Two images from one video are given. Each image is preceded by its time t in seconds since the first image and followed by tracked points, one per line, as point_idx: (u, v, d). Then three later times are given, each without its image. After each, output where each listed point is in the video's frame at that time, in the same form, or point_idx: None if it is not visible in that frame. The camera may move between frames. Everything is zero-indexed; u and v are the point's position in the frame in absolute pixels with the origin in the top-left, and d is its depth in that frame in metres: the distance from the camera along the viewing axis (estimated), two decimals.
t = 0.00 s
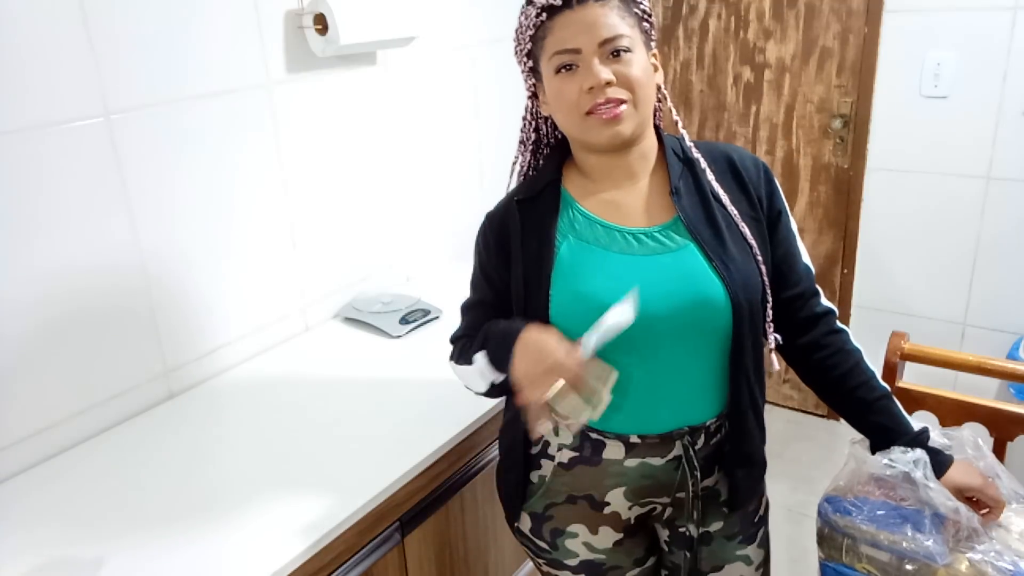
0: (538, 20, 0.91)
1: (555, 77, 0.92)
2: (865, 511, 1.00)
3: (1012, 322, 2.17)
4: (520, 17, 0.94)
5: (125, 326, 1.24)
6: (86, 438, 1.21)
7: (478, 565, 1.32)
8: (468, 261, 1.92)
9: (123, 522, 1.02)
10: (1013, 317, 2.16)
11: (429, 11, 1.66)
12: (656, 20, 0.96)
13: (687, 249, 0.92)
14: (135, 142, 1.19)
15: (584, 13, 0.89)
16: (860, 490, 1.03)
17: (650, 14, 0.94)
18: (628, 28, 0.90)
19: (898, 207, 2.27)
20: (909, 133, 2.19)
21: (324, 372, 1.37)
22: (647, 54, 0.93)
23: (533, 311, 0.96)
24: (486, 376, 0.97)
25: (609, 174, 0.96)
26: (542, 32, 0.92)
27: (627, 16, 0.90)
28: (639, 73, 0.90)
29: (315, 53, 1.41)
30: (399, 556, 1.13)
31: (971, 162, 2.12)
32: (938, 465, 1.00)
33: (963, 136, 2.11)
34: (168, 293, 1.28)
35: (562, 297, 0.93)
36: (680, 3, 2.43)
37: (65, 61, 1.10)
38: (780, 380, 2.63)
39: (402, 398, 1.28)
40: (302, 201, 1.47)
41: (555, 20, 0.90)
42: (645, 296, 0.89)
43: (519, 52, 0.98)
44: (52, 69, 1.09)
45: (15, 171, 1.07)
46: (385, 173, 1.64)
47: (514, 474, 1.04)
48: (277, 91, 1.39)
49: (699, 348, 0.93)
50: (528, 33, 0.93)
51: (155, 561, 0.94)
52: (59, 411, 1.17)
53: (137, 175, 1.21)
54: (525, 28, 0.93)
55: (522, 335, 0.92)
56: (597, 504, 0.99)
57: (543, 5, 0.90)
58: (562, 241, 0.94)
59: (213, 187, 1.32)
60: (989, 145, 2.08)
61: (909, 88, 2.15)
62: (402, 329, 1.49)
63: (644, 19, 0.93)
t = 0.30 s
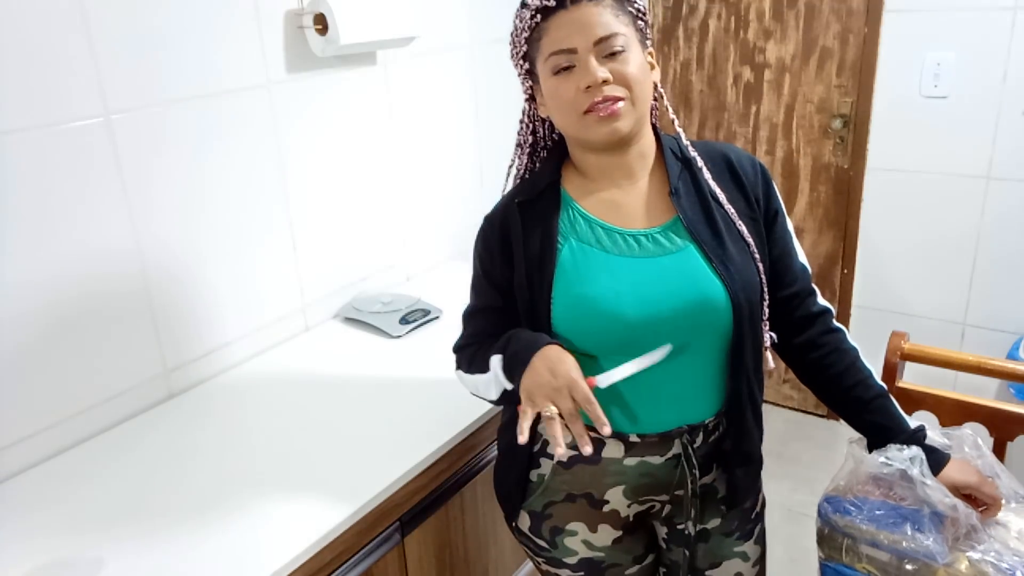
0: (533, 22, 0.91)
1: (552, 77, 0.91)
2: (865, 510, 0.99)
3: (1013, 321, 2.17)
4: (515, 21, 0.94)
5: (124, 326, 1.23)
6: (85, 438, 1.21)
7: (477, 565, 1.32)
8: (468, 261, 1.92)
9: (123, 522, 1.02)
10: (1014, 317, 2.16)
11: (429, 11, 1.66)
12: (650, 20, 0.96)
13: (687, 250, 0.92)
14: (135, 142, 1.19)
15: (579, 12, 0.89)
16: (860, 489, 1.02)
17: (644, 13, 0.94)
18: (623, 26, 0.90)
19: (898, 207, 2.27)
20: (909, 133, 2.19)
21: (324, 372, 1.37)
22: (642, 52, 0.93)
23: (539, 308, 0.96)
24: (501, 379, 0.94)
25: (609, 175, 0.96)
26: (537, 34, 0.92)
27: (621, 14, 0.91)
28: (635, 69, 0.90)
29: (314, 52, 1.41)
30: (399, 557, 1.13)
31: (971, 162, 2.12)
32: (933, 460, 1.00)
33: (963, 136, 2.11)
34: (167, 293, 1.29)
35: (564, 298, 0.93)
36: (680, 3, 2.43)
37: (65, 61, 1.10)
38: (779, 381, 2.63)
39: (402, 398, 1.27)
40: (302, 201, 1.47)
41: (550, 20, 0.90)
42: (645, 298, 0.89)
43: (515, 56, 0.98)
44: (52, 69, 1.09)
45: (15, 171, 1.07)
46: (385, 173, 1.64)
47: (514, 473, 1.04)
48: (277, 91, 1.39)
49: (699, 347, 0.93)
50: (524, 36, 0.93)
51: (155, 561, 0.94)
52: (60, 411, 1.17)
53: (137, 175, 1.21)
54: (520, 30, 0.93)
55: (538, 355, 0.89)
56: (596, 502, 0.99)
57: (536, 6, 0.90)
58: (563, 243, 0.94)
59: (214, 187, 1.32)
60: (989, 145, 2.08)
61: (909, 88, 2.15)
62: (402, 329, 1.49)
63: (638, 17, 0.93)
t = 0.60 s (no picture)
0: (535, 23, 0.90)
1: (555, 80, 0.91)
2: (865, 510, 0.99)
3: (1013, 321, 2.17)
4: (515, 20, 0.93)
5: (124, 325, 1.23)
6: (85, 438, 1.21)
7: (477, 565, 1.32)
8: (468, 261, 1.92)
9: (123, 522, 1.02)
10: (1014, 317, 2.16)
11: (429, 11, 1.66)
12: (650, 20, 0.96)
13: (684, 251, 0.92)
14: (135, 142, 1.19)
15: (583, 15, 0.88)
16: (859, 489, 1.02)
17: (645, 13, 0.94)
18: (626, 29, 0.90)
19: (898, 207, 2.27)
20: (909, 133, 2.19)
21: (324, 372, 1.37)
22: (644, 54, 0.93)
23: (536, 307, 0.96)
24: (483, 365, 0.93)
25: (607, 176, 0.96)
26: (539, 35, 0.91)
27: (623, 16, 0.90)
28: (638, 73, 0.90)
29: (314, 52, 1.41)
30: (399, 557, 1.13)
31: (971, 162, 2.12)
32: (932, 461, 1.00)
33: (963, 136, 2.11)
34: (167, 293, 1.28)
35: (562, 298, 0.93)
36: (680, 3, 2.43)
37: (65, 61, 1.10)
38: (780, 381, 2.63)
39: (402, 398, 1.27)
40: (302, 201, 1.47)
41: (553, 23, 0.89)
42: (643, 299, 0.89)
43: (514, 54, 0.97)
44: (52, 69, 1.09)
45: (15, 171, 1.07)
46: (385, 173, 1.64)
47: (513, 472, 1.03)
48: (276, 91, 1.39)
49: (697, 347, 0.93)
50: (525, 36, 0.92)
51: (155, 560, 0.94)
52: (60, 411, 1.17)
53: (137, 175, 1.21)
54: (521, 30, 0.92)
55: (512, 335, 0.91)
56: (595, 500, 0.99)
57: (539, 7, 0.89)
58: (560, 244, 0.94)
59: (214, 186, 1.32)
60: (989, 145, 2.08)
61: (909, 88, 2.15)
62: (402, 329, 1.49)
63: (640, 18, 0.93)
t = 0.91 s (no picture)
0: (543, 26, 0.89)
1: (559, 87, 0.91)
2: (865, 510, 0.99)
3: (1013, 321, 2.17)
4: (521, 18, 0.92)
5: (124, 324, 1.23)
6: (86, 437, 1.21)
7: (477, 564, 1.32)
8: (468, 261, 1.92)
9: (123, 522, 1.02)
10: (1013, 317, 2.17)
11: (429, 11, 1.66)
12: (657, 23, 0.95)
13: (682, 248, 0.92)
14: (136, 142, 1.19)
15: (594, 25, 0.87)
16: (859, 489, 1.02)
17: (652, 18, 0.94)
18: (635, 39, 0.90)
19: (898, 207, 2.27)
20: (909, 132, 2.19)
21: (324, 372, 1.37)
22: (650, 64, 0.92)
23: (533, 308, 0.96)
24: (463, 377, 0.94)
25: (605, 176, 0.96)
26: (545, 39, 0.90)
27: (632, 25, 0.89)
28: (644, 86, 0.90)
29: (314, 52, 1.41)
30: (399, 557, 1.13)
31: (971, 162, 2.12)
32: (930, 457, 0.99)
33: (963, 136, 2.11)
34: (168, 293, 1.29)
35: (561, 298, 0.92)
36: (680, 3, 2.43)
37: (65, 60, 1.10)
38: (779, 380, 2.63)
39: (402, 398, 1.27)
40: (302, 201, 1.47)
41: (563, 29, 0.88)
42: (640, 298, 0.89)
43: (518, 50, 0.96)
44: (52, 68, 1.09)
45: (14, 171, 1.07)
46: (385, 173, 1.64)
47: (513, 472, 1.03)
48: (276, 91, 1.39)
49: (695, 345, 0.93)
50: (531, 37, 0.91)
51: (155, 561, 0.94)
52: (60, 410, 1.17)
53: (138, 175, 1.21)
54: (527, 30, 0.91)
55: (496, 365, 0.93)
56: (596, 500, 0.99)
57: (547, 11, 0.88)
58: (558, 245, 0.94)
59: (213, 186, 1.32)
60: (989, 145, 2.08)
61: (909, 88, 2.15)
62: (402, 329, 1.49)
63: (647, 25, 0.93)
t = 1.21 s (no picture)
0: (532, 23, 0.91)
1: (551, 79, 0.91)
2: (865, 509, 0.99)
3: (1013, 321, 2.17)
4: (511, 22, 0.93)
5: (124, 324, 1.23)
6: (86, 437, 1.21)
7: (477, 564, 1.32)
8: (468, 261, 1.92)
9: (122, 522, 1.02)
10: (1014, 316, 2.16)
11: (429, 11, 1.66)
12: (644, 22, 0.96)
13: (683, 247, 0.92)
14: (136, 142, 1.19)
15: (579, 15, 0.89)
16: (859, 489, 1.02)
17: (640, 15, 0.95)
18: (623, 29, 0.91)
19: (898, 208, 2.27)
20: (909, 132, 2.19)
21: (324, 372, 1.37)
22: (640, 55, 0.93)
23: (533, 308, 0.95)
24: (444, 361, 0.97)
25: (605, 175, 0.95)
26: (536, 35, 0.91)
27: (619, 16, 0.91)
28: (636, 72, 0.90)
29: (314, 52, 1.41)
30: (399, 557, 1.13)
31: (971, 162, 2.12)
32: (928, 453, 1.01)
33: (963, 136, 2.11)
34: (168, 293, 1.29)
35: (563, 297, 0.92)
36: (680, 3, 2.43)
37: (65, 61, 1.10)
38: (779, 381, 2.63)
39: (402, 398, 1.27)
40: (302, 201, 1.47)
41: (550, 23, 0.90)
42: (642, 295, 0.89)
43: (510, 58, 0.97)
44: (52, 69, 1.09)
45: (15, 171, 1.07)
46: (385, 173, 1.64)
47: (516, 474, 1.02)
48: (276, 91, 1.39)
49: (697, 343, 0.93)
50: (521, 37, 0.92)
51: (155, 561, 0.94)
52: (60, 411, 1.17)
53: (137, 175, 1.21)
54: (517, 31, 0.93)
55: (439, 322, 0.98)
56: (602, 501, 0.99)
57: (536, 8, 0.89)
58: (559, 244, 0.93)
59: (213, 186, 1.32)
60: (989, 145, 2.08)
61: (909, 88, 2.15)
62: (402, 329, 1.49)
63: (635, 20, 0.93)
